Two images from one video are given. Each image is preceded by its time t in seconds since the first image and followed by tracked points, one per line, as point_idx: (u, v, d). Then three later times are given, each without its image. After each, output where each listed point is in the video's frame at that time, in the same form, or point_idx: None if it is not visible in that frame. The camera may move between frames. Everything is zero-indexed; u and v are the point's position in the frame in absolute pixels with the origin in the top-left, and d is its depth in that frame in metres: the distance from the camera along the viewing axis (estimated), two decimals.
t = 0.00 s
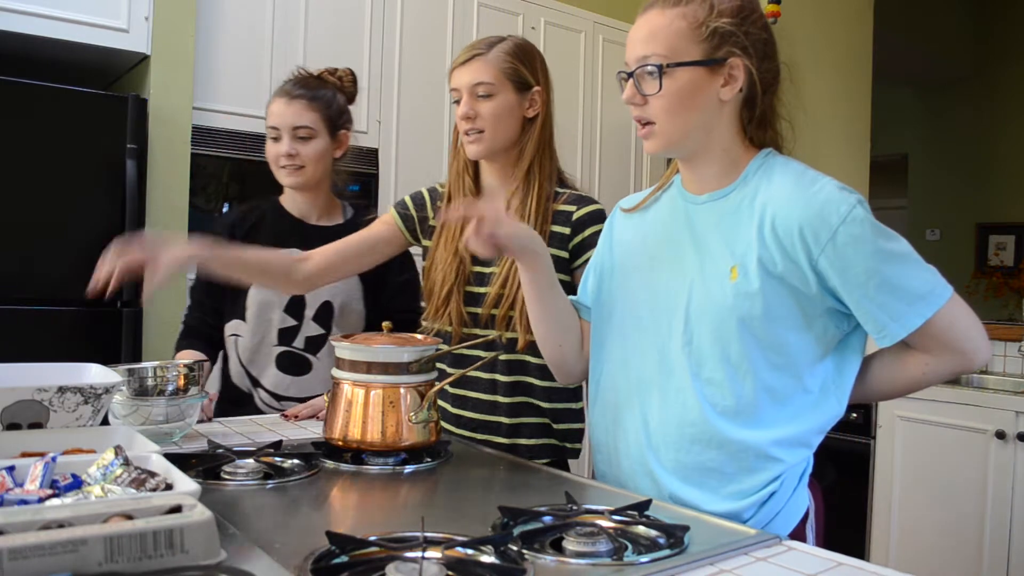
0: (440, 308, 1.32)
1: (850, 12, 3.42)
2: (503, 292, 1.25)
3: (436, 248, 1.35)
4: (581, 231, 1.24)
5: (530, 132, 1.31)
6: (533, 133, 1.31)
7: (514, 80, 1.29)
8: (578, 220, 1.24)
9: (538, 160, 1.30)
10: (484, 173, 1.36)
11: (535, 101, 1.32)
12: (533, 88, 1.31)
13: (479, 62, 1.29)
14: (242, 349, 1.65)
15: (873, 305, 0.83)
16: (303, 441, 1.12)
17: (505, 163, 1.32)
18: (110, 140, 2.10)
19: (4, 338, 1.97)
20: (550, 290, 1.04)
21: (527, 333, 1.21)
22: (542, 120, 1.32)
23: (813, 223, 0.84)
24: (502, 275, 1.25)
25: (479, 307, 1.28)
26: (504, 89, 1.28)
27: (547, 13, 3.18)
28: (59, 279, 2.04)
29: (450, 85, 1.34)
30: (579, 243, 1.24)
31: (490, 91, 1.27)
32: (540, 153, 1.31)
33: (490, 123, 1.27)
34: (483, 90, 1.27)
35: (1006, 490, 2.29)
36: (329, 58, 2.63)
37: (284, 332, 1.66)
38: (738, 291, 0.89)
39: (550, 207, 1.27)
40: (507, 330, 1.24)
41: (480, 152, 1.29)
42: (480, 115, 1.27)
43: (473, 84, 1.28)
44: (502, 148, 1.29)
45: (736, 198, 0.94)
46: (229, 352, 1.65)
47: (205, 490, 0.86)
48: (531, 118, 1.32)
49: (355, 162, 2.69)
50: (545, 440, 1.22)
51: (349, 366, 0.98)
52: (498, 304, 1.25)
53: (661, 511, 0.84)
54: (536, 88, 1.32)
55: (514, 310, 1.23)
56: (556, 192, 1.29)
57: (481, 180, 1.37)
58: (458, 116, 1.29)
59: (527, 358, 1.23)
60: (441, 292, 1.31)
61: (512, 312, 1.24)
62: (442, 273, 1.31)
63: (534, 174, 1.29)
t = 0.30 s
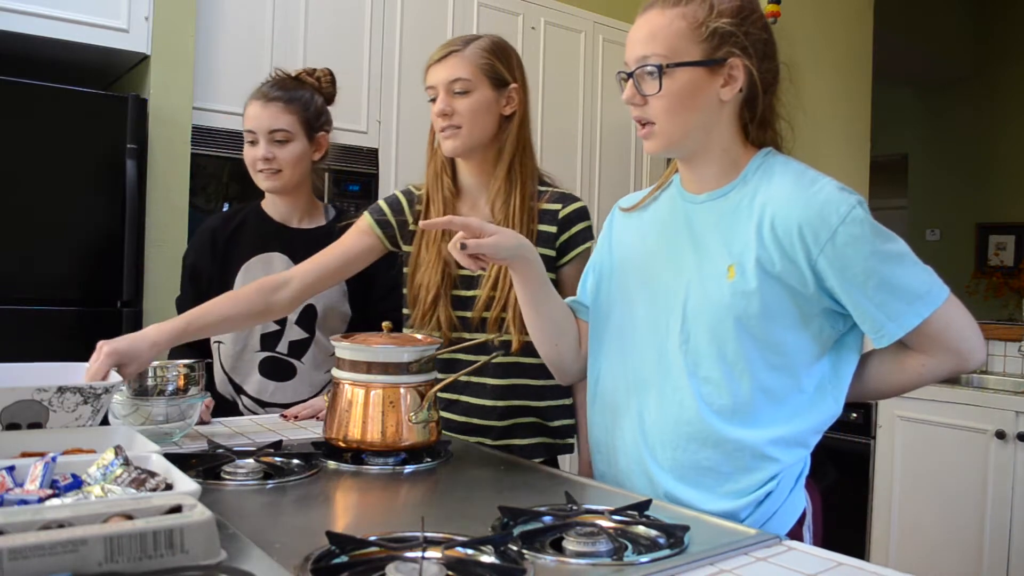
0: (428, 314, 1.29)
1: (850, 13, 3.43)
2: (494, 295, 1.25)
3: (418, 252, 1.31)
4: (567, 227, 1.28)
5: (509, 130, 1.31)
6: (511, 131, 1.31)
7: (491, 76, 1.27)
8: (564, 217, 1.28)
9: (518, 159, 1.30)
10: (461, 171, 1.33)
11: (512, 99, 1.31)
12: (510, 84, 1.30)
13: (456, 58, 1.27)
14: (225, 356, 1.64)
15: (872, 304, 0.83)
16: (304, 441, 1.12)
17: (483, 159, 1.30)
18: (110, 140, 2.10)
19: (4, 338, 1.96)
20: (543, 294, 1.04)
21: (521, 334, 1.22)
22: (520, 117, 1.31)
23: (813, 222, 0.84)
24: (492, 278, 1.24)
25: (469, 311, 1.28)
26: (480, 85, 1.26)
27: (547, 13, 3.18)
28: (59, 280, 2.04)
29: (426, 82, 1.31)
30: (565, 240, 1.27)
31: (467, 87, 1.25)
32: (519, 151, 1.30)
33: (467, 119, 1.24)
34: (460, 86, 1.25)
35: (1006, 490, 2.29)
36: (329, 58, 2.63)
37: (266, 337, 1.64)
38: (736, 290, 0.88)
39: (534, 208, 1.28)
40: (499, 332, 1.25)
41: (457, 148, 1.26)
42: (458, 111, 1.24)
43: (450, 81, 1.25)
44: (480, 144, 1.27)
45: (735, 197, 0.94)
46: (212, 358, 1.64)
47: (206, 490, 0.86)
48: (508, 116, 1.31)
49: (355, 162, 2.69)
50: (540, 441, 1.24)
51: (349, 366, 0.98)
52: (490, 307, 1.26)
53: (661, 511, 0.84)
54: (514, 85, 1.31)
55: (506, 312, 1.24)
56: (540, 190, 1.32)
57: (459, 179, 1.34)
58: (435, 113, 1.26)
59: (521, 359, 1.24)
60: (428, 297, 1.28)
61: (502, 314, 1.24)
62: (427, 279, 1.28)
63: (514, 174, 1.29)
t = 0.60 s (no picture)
0: (414, 318, 1.30)
1: (849, 12, 3.43)
2: (476, 298, 1.24)
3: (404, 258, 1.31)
4: (552, 227, 1.27)
5: (489, 129, 1.30)
6: (492, 130, 1.30)
7: (469, 76, 1.27)
8: (549, 216, 1.28)
9: (498, 159, 1.29)
10: (445, 174, 1.34)
11: (492, 97, 1.30)
12: (489, 83, 1.30)
13: (433, 60, 1.27)
14: (222, 358, 1.65)
15: (870, 305, 0.83)
16: (304, 440, 1.12)
17: (465, 160, 1.30)
18: (110, 140, 2.10)
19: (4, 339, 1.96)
20: (538, 295, 1.04)
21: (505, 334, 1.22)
22: (500, 115, 1.31)
23: (811, 224, 0.84)
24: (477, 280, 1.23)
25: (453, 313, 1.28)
26: (459, 86, 1.26)
27: (547, 13, 3.18)
28: (59, 280, 2.04)
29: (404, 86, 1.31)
30: (552, 240, 1.27)
31: (445, 89, 1.25)
32: (499, 151, 1.30)
33: (448, 121, 1.24)
34: (438, 89, 1.25)
35: (1006, 490, 2.29)
36: (328, 58, 2.63)
37: (264, 338, 1.64)
38: (733, 291, 0.88)
39: (518, 207, 1.28)
40: (484, 333, 1.24)
41: (440, 151, 1.26)
42: (438, 114, 1.24)
43: (428, 83, 1.25)
44: (460, 147, 1.27)
45: (733, 198, 0.94)
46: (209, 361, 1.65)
47: (206, 490, 0.86)
48: (489, 114, 1.31)
49: (355, 162, 2.70)
50: (531, 440, 1.24)
51: (349, 367, 0.98)
52: (474, 310, 1.25)
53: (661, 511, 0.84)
54: (492, 83, 1.30)
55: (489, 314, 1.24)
56: (523, 188, 1.31)
57: (443, 183, 1.35)
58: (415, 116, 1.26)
59: (511, 361, 1.24)
60: (413, 300, 1.29)
61: (486, 316, 1.24)
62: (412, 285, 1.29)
63: (493, 173, 1.29)
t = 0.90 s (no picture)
0: (412, 316, 1.30)
1: (848, 12, 3.43)
2: (473, 297, 1.24)
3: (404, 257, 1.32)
4: (550, 228, 1.26)
5: (492, 129, 1.30)
6: (494, 130, 1.30)
7: (472, 76, 1.27)
8: (547, 218, 1.27)
9: (499, 160, 1.30)
10: (446, 175, 1.34)
11: (495, 98, 1.31)
12: (492, 84, 1.30)
13: (435, 61, 1.27)
14: (224, 358, 1.63)
15: (866, 306, 0.83)
16: (304, 440, 1.12)
17: (467, 161, 1.30)
18: (110, 140, 2.10)
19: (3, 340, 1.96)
20: (537, 296, 1.04)
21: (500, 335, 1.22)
22: (502, 116, 1.31)
23: (807, 224, 0.84)
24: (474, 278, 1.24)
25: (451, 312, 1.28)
26: (462, 86, 1.26)
27: (547, 13, 3.18)
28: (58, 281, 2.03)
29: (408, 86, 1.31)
30: (549, 241, 1.26)
31: (448, 90, 1.25)
32: (501, 152, 1.30)
33: (450, 122, 1.25)
34: (441, 89, 1.25)
35: (1006, 490, 2.29)
36: (328, 57, 2.63)
37: (265, 338, 1.64)
38: (729, 292, 0.88)
39: (516, 207, 1.27)
40: (480, 333, 1.24)
41: (443, 151, 1.26)
42: (440, 115, 1.25)
43: (431, 84, 1.25)
44: (463, 148, 1.27)
45: (729, 198, 0.94)
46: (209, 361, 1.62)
47: (206, 490, 0.86)
48: (491, 115, 1.31)
49: (355, 162, 2.69)
50: (524, 441, 1.24)
51: (350, 367, 0.98)
52: (470, 309, 1.25)
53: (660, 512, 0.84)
54: (495, 84, 1.31)
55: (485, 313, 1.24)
56: (523, 189, 1.31)
57: (445, 184, 1.35)
58: (418, 117, 1.27)
59: (507, 362, 1.24)
60: (411, 299, 1.30)
61: (482, 315, 1.24)
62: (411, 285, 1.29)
63: (493, 173, 1.29)
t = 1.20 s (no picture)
0: (423, 314, 1.30)
1: (847, 12, 3.43)
2: (483, 294, 1.25)
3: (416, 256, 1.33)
4: (561, 229, 1.26)
5: (507, 129, 1.31)
6: (510, 129, 1.30)
7: (490, 76, 1.28)
8: (559, 219, 1.27)
9: (515, 159, 1.30)
10: (461, 174, 1.34)
11: (511, 98, 1.31)
12: (509, 84, 1.30)
13: (456, 60, 1.28)
14: (222, 349, 1.62)
15: (865, 307, 0.83)
16: (304, 441, 1.12)
17: (483, 160, 1.30)
18: (110, 140, 2.10)
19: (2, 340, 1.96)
20: (538, 295, 1.04)
21: (508, 333, 1.22)
22: (518, 116, 1.32)
23: (806, 224, 0.84)
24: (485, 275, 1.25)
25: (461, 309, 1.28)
26: (481, 85, 1.26)
27: (547, 13, 3.18)
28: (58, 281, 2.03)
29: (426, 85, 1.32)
30: (560, 242, 1.26)
31: (467, 88, 1.25)
32: (516, 152, 1.30)
33: (468, 120, 1.25)
34: (461, 88, 1.25)
35: (1006, 490, 2.29)
36: (328, 57, 2.63)
37: (262, 330, 1.63)
38: (728, 291, 0.88)
39: (528, 208, 1.27)
40: (489, 331, 1.24)
41: (460, 149, 1.26)
42: (459, 113, 1.25)
43: (449, 82, 1.26)
44: (481, 147, 1.28)
45: (728, 198, 0.94)
46: (208, 352, 1.62)
47: (206, 490, 0.86)
48: (507, 115, 1.31)
49: (355, 162, 2.70)
50: (528, 441, 1.24)
51: (351, 367, 0.98)
52: (480, 306, 1.25)
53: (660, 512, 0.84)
54: (512, 84, 1.31)
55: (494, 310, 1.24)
56: (536, 191, 1.30)
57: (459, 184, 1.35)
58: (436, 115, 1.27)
59: (511, 360, 1.24)
60: (423, 297, 1.30)
61: (491, 313, 1.24)
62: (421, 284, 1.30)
63: (509, 172, 1.29)
